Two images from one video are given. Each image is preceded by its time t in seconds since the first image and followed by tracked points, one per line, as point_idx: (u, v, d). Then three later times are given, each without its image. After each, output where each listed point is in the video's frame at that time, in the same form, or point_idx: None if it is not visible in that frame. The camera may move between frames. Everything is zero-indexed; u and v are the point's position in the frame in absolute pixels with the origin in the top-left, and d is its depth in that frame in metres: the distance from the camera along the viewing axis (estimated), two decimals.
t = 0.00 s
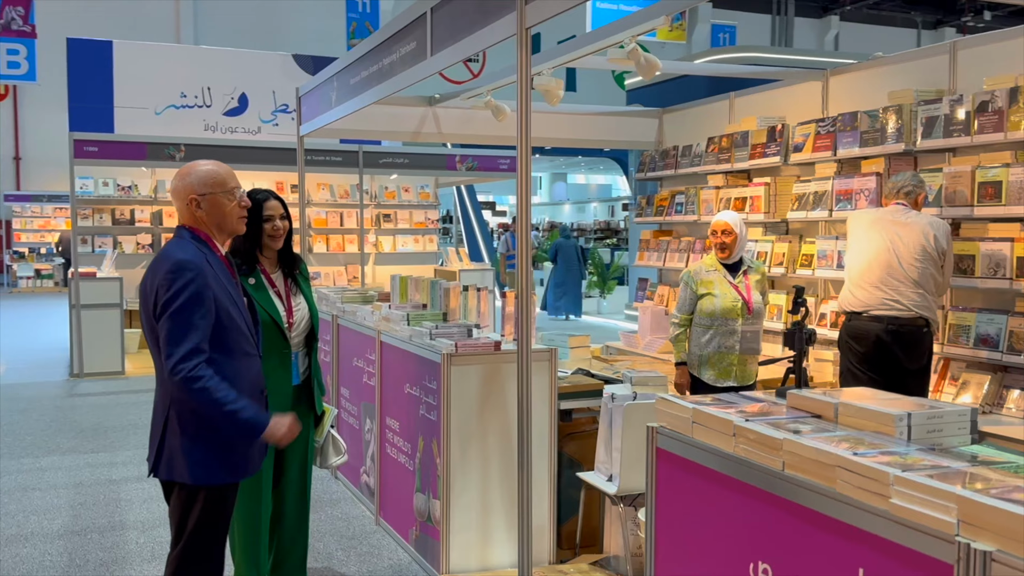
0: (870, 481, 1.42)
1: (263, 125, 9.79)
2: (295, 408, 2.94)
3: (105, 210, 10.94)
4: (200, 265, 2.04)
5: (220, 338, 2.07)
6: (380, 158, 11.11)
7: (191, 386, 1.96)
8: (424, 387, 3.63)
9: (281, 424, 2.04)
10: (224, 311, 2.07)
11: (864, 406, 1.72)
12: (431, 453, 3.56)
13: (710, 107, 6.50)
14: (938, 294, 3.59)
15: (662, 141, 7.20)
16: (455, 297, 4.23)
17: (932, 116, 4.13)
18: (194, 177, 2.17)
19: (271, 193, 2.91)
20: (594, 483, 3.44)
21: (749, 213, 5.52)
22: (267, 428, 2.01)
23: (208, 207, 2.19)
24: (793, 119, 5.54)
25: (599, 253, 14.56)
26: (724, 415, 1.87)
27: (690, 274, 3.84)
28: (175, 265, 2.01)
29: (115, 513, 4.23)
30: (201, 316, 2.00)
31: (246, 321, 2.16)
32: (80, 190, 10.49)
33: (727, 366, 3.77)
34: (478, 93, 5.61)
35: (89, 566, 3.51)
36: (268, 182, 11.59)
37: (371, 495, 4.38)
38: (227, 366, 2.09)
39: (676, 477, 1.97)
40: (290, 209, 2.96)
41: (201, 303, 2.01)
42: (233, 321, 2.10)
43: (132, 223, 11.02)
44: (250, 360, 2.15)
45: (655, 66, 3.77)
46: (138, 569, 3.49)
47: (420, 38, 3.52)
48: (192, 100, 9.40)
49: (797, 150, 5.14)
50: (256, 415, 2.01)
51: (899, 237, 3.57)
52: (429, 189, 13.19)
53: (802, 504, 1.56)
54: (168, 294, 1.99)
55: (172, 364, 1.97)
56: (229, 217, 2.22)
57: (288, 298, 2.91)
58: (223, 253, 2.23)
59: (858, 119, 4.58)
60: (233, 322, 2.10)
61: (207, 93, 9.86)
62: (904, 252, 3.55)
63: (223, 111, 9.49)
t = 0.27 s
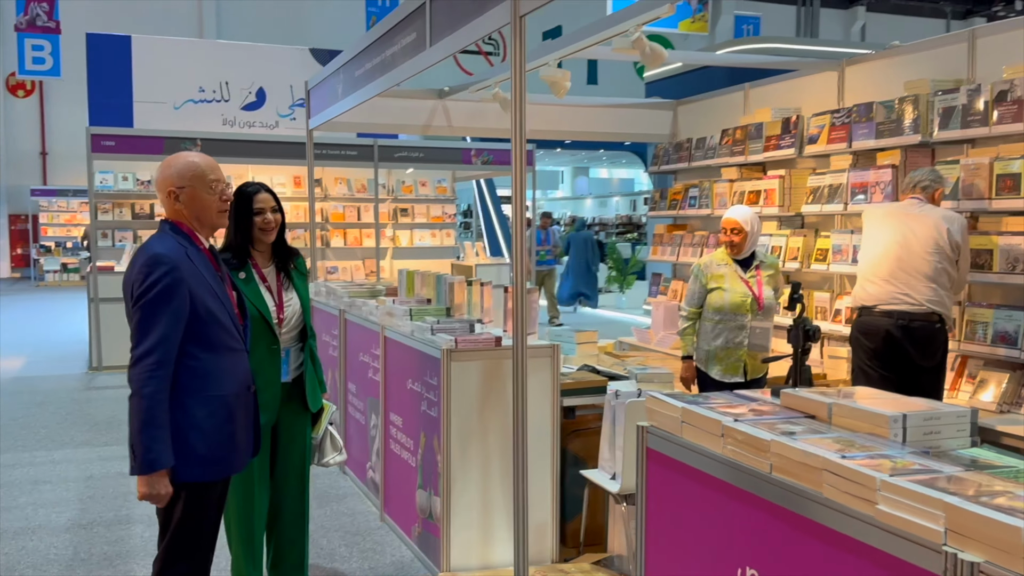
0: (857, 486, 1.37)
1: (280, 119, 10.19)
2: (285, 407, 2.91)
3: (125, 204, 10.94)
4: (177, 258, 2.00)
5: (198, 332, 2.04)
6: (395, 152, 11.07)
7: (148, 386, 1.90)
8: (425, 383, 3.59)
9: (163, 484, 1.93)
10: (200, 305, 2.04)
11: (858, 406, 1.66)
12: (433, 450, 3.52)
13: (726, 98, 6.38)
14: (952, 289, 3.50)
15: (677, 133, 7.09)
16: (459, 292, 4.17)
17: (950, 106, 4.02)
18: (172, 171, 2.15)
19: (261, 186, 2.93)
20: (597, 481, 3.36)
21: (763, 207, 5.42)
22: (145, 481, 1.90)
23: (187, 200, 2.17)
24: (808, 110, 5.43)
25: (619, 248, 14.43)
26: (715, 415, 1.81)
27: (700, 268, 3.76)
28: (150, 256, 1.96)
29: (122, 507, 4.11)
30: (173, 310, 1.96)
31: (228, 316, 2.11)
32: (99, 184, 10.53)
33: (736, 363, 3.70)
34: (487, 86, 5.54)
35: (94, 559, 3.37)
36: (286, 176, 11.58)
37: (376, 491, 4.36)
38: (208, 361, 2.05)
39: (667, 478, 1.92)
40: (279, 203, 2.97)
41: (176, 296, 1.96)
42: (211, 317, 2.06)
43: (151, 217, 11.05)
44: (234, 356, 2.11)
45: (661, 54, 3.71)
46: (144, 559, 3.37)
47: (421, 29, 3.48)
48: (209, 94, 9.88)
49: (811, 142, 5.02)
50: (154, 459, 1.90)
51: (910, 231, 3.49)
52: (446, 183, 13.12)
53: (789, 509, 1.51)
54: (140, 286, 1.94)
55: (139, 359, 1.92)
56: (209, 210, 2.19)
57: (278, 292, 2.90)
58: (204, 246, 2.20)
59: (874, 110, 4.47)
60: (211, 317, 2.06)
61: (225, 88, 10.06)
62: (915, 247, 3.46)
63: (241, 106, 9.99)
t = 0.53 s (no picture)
0: (851, 488, 1.31)
1: (297, 114, 10.26)
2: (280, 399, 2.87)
3: (141, 199, 10.94)
4: (156, 251, 1.95)
5: (180, 327, 2.00)
6: (410, 146, 11.01)
7: (127, 383, 1.87)
8: (428, 378, 3.54)
9: (156, 477, 1.92)
10: (182, 299, 1.99)
11: (858, 404, 1.62)
12: (435, 446, 3.48)
13: (741, 90, 6.27)
14: (968, 284, 3.40)
15: (691, 127, 6.99)
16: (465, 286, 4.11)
17: (967, 97, 3.91)
18: (165, 160, 2.08)
19: (252, 181, 2.85)
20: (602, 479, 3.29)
21: (778, 201, 5.32)
22: (137, 476, 1.90)
23: (177, 192, 2.10)
24: (824, 102, 5.31)
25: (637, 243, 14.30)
26: (710, 412, 1.75)
27: (713, 262, 3.68)
28: (128, 249, 1.92)
29: (128, 501, 4.10)
30: (152, 304, 1.91)
31: (213, 311, 2.07)
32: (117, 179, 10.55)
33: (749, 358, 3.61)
34: (497, 78, 5.47)
35: (97, 555, 3.36)
36: (302, 171, 11.55)
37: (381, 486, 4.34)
38: (190, 356, 2.01)
39: (660, 477, 1.87)
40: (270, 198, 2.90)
41: (156, 290, 1.92)
42: (193, 311, 2.01)
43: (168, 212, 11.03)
44: (218, 350, 2.07)
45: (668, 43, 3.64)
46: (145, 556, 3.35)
47: (424, 19, 3.43)
48: (227, 89, 9.97)
49: (827, 134, 4.92)
50: (146, 454, 1.89)
51: (924, 226, 3.39)
52: (462, 178, 13.05)
53: (783, 510, 1.45)
54: (117, 280, 1.90)
55: (118, 355, 1.89)
56: (199, 204, 2.11)
57: (270, 288, 2.88)
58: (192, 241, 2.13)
59: (890, 102, 4.36)
60: (194, 311, 2.01)
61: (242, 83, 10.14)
62: (929, 241, 3.36)
63: (258, 101, 10.12)
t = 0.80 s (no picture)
0: (847, 493, 1.25)
1: (319, 109, 10.28)
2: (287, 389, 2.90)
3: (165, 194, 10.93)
4: (145, 243, 1.93)
5: (169, 321, 1.98)
6: (430, 141, 10.93)
7: (115, 377, 1.86)
8: (435, 374, 3.50)
9: (146, 473, 1.91)
10: (171, 293, 1.98)
11: (862, 405, 1.55)
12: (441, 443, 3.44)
13: (762, 82, 6.15)
14: (990, 279, 3.29)
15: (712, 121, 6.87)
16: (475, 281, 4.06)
17: (991, 88, 3.78)
18: (158, 151, 2.07)
19: (250, 174, 2.80)
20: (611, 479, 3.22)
21: (799, 195, 5.20)
22: (128, 472, 1.89)
23: (169, 184, 2.08)
24: (846, 94, 5.19)
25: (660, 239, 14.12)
26: (708, 412, 1.69)
27: (729, 256, 3.61)
28: (117, 239, 1.90)
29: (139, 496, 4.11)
30: (140, 296, 1.90)
31: (205, 305, 2.05)
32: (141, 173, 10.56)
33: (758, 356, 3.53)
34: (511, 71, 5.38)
35: (104, 549, 3.37)
36: (324, 167, 11.53)
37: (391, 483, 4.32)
38: (179, 352, 1.99)
39: (657, 478, 1.81)
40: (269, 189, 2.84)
41: (145, 282, 1.90)
42: (183, 306, 1.99)
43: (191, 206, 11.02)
44: (209, 346, 2.05)
45: (683, 33, 3.59)
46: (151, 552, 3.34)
47: (431, 9, 3.37)
48: (249, 84, 10.07)
49: (848, 128, 4.80)
50: (134, 451, 1.88)
51: (945, 219, 3.28)
52: (484, 173, 12.97)
53: (777, 515, 1.39)
54: (107, 271, 1.88)
55: (105, 348, 1.88)
56: (192, 197, 2.09)
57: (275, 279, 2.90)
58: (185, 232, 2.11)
59: (912, 93, 4.24)
60: (183, 306, 2.00)
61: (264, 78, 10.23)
62: (949, 235, 3.26)
63: (280, 96, 10.19)
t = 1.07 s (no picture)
0: (846, 504, 1.18)
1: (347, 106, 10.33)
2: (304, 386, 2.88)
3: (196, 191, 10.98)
4: (143, 239, 1.91)
5: (168, 318, 1.96)
6: (456, 138, 10.84)
7: (113, 374, 1.84)
8: (448, 373, 3.47)
9: (145, 472, 1.89)
10: (168, 290, 1.96)
11: (868, 410, 1.48)
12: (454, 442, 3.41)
13: (791, 76, 6.01)
14: (1018, 277, 3.18)
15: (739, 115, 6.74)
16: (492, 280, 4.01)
17: None
18: (160, 146, 2.04)
19: (261, 167, 2.80)
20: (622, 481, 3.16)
21: (826, 191, 5.07)
22: (126, 471, 1.87)
23: (171, 180, 2.06)
24: (876, 88, 5.05)
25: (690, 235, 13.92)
26: (710, 414, 1.62)
27: (733, 256, 3.53)
28: (114, 235, 1.88)
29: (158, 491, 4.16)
30: (137, 292, 1.88)
31: (205, 302, 2.03)
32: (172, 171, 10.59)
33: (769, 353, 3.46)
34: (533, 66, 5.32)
35: (119, 545, 3.39)
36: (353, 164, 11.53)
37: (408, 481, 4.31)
38: (177, 349, 1.98)
39: (659, 484, 1.76)
40: (282, 181, 2.85)
41: (142, 278, 1.89)
42: (181, 303, 1.98)
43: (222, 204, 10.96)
44: (208, 344, 2.03)
45: (703, 24, 3.48)
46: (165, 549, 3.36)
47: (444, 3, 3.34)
48: (277, 80, 10.07)
49: (876, 122, 4.67)
50: (133, 449, 1.86)
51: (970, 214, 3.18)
52: (512, 169, 12.88)
53: (775, 525, 1.33)
54: (104, 267, 1.87)
55: (101, 345, 1.86)
56: (192, 195, 2.06)
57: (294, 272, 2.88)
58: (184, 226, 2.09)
59: (943, 87, 4.11)
60: (182, 303, 1.98)
61: (294, 76, 10.25)
62: (974, 233, 3.16)
63: (309, 93, 10.21)
